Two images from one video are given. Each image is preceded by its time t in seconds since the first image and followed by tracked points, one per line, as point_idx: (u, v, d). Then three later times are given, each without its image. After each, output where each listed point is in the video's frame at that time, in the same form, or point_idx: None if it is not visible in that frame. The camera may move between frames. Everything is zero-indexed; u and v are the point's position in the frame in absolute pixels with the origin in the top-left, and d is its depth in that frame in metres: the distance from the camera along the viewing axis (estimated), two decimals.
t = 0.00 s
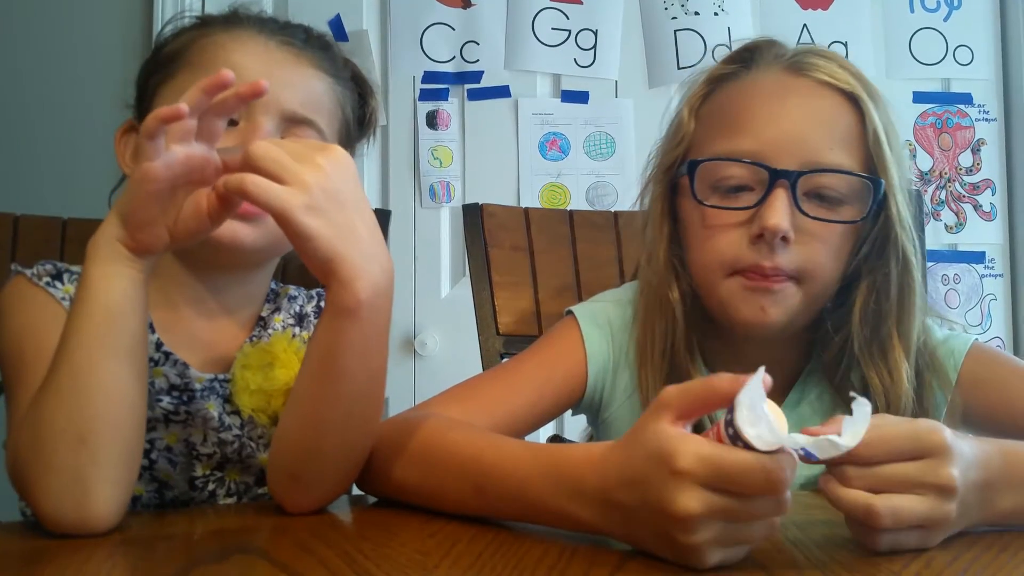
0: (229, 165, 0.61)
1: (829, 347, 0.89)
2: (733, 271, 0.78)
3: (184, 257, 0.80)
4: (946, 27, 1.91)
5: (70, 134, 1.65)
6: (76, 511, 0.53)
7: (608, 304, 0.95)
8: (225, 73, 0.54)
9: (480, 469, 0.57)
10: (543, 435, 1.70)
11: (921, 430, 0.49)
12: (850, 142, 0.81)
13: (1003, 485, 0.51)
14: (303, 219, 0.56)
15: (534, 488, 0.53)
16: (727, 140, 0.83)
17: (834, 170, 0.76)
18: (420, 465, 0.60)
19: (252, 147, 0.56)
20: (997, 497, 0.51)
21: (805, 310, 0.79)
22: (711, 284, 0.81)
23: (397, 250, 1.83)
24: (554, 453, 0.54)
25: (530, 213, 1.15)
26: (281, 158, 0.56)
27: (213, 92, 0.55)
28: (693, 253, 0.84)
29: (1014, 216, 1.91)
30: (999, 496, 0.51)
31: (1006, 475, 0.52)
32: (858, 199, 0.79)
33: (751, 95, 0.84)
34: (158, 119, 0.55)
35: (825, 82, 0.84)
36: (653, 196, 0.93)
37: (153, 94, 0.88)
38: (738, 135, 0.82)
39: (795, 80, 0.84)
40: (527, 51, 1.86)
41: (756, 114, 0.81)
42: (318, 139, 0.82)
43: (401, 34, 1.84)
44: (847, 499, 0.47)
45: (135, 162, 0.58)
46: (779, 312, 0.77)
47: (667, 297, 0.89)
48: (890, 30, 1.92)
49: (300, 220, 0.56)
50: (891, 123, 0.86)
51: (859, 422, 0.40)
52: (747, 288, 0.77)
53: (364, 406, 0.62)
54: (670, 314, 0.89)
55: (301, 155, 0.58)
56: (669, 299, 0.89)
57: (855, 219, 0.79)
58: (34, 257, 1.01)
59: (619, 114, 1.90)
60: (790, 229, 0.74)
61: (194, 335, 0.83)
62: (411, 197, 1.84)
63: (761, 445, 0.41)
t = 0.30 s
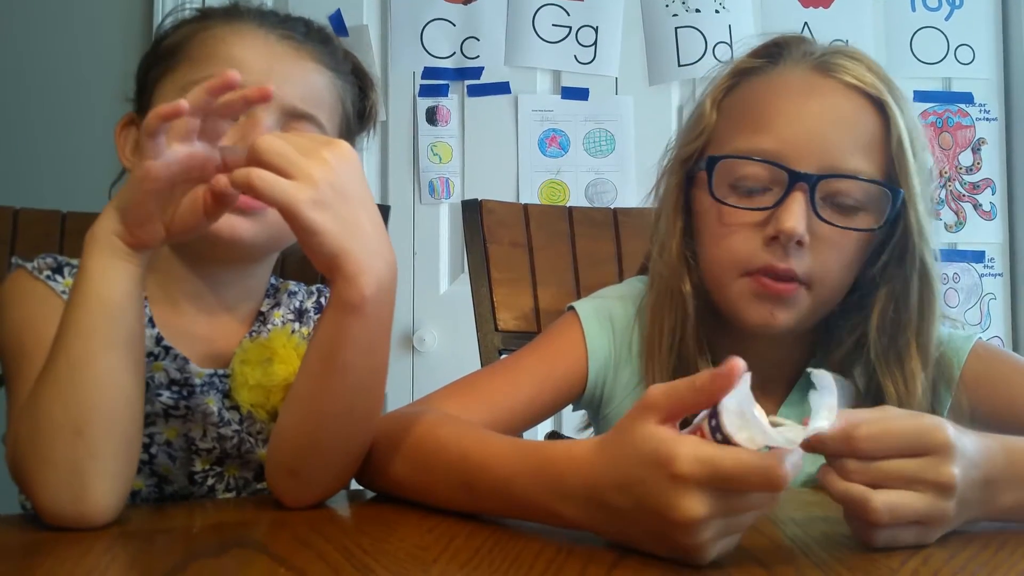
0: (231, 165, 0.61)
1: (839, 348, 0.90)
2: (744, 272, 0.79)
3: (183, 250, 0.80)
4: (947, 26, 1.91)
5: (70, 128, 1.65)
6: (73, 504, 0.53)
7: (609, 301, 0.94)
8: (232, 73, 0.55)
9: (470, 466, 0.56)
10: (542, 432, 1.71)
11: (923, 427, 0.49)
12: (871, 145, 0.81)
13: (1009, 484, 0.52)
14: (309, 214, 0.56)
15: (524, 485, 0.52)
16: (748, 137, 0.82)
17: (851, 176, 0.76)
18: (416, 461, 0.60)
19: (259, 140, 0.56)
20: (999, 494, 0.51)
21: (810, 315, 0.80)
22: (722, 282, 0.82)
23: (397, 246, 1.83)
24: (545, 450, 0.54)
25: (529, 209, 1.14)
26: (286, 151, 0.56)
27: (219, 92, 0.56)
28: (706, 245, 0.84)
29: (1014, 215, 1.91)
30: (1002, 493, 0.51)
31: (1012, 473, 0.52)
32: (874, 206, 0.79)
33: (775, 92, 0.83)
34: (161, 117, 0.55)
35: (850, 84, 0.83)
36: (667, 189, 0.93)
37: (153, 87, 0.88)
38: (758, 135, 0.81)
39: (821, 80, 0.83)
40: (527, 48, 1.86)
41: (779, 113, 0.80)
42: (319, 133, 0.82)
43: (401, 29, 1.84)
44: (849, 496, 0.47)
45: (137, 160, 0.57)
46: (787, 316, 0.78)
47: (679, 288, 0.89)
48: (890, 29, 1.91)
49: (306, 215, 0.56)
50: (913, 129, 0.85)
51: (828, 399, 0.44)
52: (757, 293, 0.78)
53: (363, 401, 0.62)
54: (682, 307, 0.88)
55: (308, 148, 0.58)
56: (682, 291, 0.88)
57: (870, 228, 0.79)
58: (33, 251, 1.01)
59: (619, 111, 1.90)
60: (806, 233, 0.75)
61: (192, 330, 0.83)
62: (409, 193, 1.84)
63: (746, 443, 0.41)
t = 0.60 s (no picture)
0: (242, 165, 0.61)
1: (839, 346, 0.90)
2: (754, 281, 0.79)
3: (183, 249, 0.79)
4: (946, 25, 1.91)
5: (68, 127, 1.64)
6: (75, 507, 0.52)
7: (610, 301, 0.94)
8: (230, 64, 0.55)
9: (470, 467, 0.56)
10: (542, 430, 1.71)
11: (939, 427, 0.49)
12: (879, 153, 0.80)
13: (1014, 479, 0.51)
14: (317, 215, 0.55)
15: (523, 488, 0.52)
16: (755, 145, 0.81)
17: (859, 187, 0.76)
18: (417, 463, 0.60)
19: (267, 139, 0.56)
20: (1007, 491, 0.51)
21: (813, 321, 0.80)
22: (729, 289, 0.82)
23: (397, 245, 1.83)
24: (544, 455, 0.54)
25: (530, 208, 1.14)
26: (295, 150, 0.56)
27: (217, 84, 0.57)
28: (713, 251, 0.84)
29: (1011, 213, 1.92)
30: (1008, 489, 0.51)
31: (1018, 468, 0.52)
32: (882, 215, 0.79)
33: (785, 96, 0.82)
34: (158, 108, 0.54)
35: (860, 91, 0.82)
36: (670, 190, 0.93)
37: (152, 86, 0.87)
38: (767, 142, 0.80)
39: (831, 86, 0.83)
40: (527, 46, 1.85)
41: (788, 116, 0.80)
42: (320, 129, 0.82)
43: (400, 27, 1.83)
44: (865, 498, 0.47)
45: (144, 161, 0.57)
46: (790, 327, 0.79)
47: (689, 290, 0.88)
48: (890, 27, 1.91)
49: (316, 215, 0.55)
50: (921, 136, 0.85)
51: (854, 428, 0.40)
52: (761, 304, 0.79)
53: (367, 402, 0.62)
54: (690, 311, 0.88)
55: (316, 149, 0.58)
56: (693, 291, 0.88)
57: (875, 239, 0.79)
58: (33, 251, 1.01)
59: (618, 109, 1.89)
60: (814, 244, 0.75)
61: (192, 330, 0.83)
62: (409, 191, 1.84)
63: (731, 431, 0.41)
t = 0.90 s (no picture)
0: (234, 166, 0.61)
1: (832, 345, 0.91)
2: (742, 281, 0.79)
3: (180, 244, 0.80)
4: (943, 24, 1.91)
5: (65, 125, 1.64)
6: (69, 504, 0.52)
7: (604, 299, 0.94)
8: (243, 77, 0.56)
9: (465, 465, 0.57)
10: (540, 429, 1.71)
11: (948, 421, 0.48)
12: (873, 156, 0.80)
13: (1017, 475, 0.52)
14: (306, 213, 0.55)
15: (516, 485, 0.53)
16: (751, 145, 0.81)
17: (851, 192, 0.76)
18: (413, 461, 0.60)
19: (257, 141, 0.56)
20: (1008, 487, 0.51)
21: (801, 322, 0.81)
22: (719, 289, 0.83)
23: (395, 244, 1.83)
24: (537, 454, 0.54)
25: (527, 206, 1.14)
26: (285, 151, 0.56)
27: (225, 95, 0.57)
28: (705, 250, 0.85)
29: (1009, 212, 1.92)
30: (1009, 484, 0.51)
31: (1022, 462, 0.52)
32: (875, 220, 0.79)
33: (782, 97, 0.82)
34: (167, 116, 0.55)
35: (857, 94, 0.82)
36: (665, 186, 0.93)
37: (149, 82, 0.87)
38: (761, 142, 0.80)
39: (828, 88, 0.83)
40: (524, 44, 1.85)
41: (786, 116, 0.80)
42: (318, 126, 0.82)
43: (398, 25, 1.83)
44: (874, 492, 0.47)
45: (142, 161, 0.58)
46: (779, 326, 0.80)
47: (682, 287, 0.88)
48: (887, 26, 1.91)
49: (305, 214, 0.56)
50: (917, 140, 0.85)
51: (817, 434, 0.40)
52: (750, 303, 0.79)
53: (362, 399, 0.62)
54: (682, 307, 0.88)
55: (305, 149, 0.58)
56: (684, 288, 0.88)
57: (864, 243, 0.79)
58: (29, 249, 1.01)
59: (616, 108, 1.90)
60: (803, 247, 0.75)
61: (187, 328, 0.83)
62: (406, 189, 1.84)
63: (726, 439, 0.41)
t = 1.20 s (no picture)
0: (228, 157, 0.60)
1: (825, 347, 0.91)
2: (738, 280, 0.79)
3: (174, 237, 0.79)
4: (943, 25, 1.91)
5: (61, 116, 1.63)
6: (62, 497, 0.52)
7: (600, 296, 0.94)
8: (239, 73, 0.55)
9: (460, 461, 0.56)
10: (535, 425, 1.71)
11: (961, 407, 0.49)
12: (875, 161, 0.80)
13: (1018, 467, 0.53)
14: (299, 207, 0.55)
15: (511, 482, 0.53)
16: (753, 142, 0.81)
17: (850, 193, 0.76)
18: (408, 456, 0.60)
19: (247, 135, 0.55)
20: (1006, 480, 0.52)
21: (795, 322, 0.81)
22: (716, 287, 0.82)
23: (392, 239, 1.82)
24: (531, 451, 0.54)
25: (524, 202, 1.14)
26: (279, 145, 0.56)
27: (222, 91, 0.56)
28: (703, 244, 0.84)
29: (1006, 213, 1.92)
30: (1010, 475, 0.52)
31: (1023, 458, 0.53)
32: (874, 222, 0.79)
33: (785, 96, 0.82)
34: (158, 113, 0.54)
35: (861, 95, 0.82)
36: (665, 180, 0.93)
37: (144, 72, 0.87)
38: (762, 139, 0.80)
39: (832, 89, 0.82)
40: (524, 40, 1.85)
41: (788, 115, 0.79)
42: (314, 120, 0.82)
43: (397, 19, 1.82)
44: (888, 478, 0.48)
45: (132, 156, 0.57)
46: (770, 324, 0.80)
47: (682, 281, 0.88)
48: (887, 26, 1.91)
49: (299, 207, 0.55)
50: (919, 143, 0.85)
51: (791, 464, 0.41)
52: (746, 302, 0.79)
53: (357, 394, 0.62)
54: (681, 302, 0.87)
55: (299, 142, 0.57)
56: (684, 284, 0.87)
57: (864, 247, 0.80)
58: (24, 240, 1.00)
59: (615, 105, 1.89)
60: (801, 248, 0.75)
61: (181, 321, 0.83)
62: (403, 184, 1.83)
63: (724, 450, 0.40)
